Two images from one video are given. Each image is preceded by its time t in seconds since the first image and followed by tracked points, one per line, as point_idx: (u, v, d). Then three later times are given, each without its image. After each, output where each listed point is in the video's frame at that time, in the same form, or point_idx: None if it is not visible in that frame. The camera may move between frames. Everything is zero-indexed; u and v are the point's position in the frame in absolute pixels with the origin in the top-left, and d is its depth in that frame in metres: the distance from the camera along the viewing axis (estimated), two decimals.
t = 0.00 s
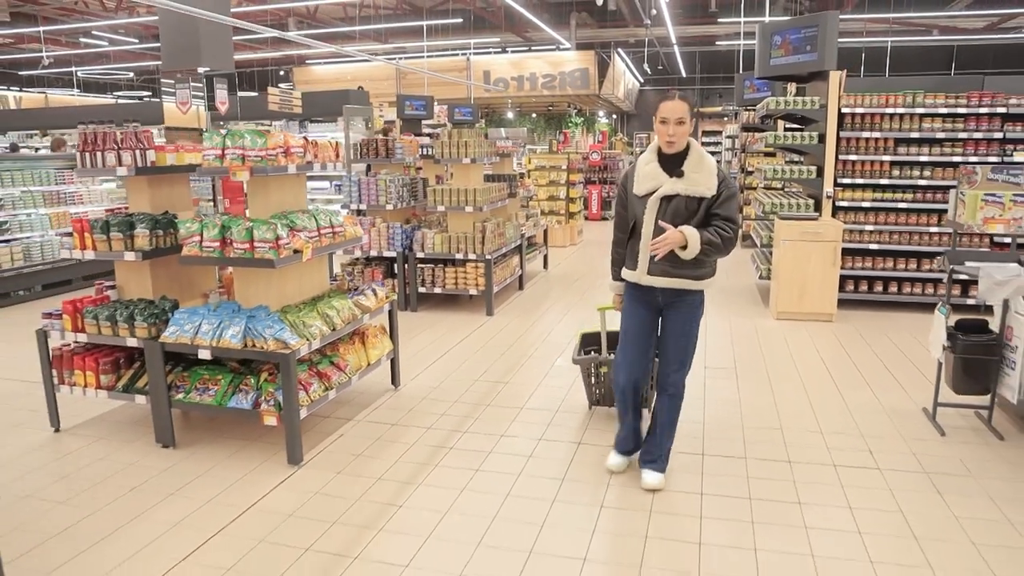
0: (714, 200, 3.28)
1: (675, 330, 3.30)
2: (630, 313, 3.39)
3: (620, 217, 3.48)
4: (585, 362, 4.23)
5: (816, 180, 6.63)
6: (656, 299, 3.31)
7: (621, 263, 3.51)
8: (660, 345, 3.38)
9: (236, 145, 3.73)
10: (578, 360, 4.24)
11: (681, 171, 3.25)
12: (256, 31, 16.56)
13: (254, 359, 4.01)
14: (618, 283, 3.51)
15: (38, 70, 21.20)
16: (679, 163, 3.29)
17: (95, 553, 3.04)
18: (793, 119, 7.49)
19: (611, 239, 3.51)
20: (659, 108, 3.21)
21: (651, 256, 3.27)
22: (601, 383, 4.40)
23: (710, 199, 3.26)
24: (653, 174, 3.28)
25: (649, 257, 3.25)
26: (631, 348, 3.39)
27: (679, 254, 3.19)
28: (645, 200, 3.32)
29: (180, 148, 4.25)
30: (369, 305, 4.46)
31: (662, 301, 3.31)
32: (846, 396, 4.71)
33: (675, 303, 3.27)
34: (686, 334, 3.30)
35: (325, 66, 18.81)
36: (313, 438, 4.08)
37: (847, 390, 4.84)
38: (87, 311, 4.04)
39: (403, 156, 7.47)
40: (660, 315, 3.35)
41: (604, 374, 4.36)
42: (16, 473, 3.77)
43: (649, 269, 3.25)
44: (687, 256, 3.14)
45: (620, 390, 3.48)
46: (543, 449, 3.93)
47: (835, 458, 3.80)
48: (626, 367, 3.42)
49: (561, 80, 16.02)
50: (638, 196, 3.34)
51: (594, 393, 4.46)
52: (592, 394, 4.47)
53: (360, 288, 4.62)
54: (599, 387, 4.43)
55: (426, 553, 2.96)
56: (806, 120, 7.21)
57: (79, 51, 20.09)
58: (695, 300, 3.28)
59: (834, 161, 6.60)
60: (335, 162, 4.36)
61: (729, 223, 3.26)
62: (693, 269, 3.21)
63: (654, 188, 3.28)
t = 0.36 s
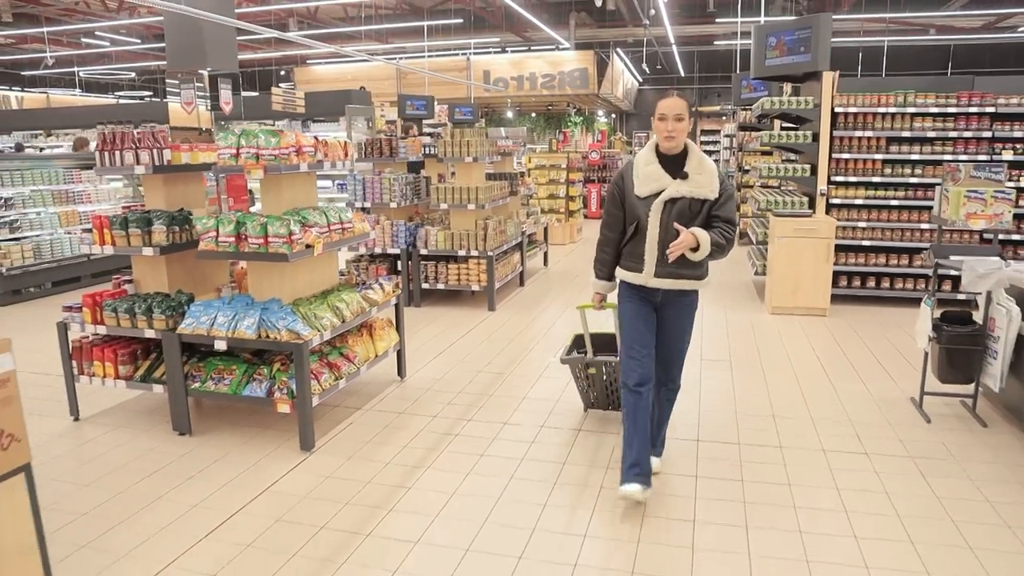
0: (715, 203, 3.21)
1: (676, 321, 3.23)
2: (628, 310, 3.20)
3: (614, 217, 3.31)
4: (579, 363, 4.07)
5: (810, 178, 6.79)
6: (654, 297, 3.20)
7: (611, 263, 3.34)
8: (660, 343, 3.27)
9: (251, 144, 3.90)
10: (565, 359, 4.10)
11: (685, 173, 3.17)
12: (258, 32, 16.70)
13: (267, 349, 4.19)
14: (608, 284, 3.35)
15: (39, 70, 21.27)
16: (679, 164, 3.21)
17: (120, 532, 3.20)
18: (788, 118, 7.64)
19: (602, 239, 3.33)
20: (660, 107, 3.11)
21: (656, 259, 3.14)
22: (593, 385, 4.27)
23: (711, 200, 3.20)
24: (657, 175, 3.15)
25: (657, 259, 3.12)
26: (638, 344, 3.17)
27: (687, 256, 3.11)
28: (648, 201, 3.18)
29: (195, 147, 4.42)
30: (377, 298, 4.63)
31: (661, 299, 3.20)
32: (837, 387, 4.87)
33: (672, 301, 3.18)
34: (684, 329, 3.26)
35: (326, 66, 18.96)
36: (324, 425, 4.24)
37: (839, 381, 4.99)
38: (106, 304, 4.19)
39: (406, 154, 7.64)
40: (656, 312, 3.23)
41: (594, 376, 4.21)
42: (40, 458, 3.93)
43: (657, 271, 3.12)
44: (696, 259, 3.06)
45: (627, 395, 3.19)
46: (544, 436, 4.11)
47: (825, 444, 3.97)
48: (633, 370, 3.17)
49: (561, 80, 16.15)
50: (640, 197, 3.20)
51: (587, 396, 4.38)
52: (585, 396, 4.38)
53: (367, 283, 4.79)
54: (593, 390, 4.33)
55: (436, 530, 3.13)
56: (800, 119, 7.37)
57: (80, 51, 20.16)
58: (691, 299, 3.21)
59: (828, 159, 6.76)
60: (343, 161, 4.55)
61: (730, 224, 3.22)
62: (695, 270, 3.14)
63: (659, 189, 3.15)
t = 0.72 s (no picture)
0: (716, 203, 3.24)
1: (678, 335, 3.26)
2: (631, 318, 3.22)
3: (613, 226, 3.30)
4: (576, 369, 4.12)
5: (808, 177, 6.95)
6: (658, 306, 3.20)
7: (612, 271, 3.34)
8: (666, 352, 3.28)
9: (268, 144, 4.06)
10: (564, 368, 4.14)
11: (684, 175, 3.19)
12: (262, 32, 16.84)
13: (282, 342, 4.34)
14: (610, 294, 3.35)
15: (41, 70, 21.35)
16: (677, 166, 3.24)
17: (147, 513, 3.34)
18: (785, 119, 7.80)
19: (602, 248, 3.32)
20: (650, 108, 3.14)
21: (663, 263, 3.17)
22: (590, 392, 4.29)
23: (713, 201, 3.22)
24: (657, 179, 3.17)
25: (664, 264, 3.14)
26: (643, 356, 3.20)
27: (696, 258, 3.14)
28: (649, 206, 3.19)
29: (212, 146, 4.57)
30: (387, 294, 4.80)
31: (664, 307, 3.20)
32: (831, 379, 5.04)
33: (674, 309, 3.19)
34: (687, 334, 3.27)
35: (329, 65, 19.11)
36: (337, 417, 4.39)
37: (834, 375, 5.14)
38: (128, 298, 4.34)
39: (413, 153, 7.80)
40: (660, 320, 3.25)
41: (593, 384, 4.24)
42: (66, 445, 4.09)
43: (666, 276, 3.14)
44: (707, 261, 3.11)
45: (634, 406, 3.21)
46: (548, 425, 4.29)
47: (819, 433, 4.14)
48: (641, 381, 3.20)
49: (561, 80, 16.29)
50: (640, 202, 3.20)
51: (584, 402, 4.36)
52: (581, 402, 4.36)
53: (377, 278, 4.96)
54: (589, 396, 4.33)
55: (448, 512, 3.30)
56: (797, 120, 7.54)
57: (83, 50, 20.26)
58: (692, 305, 3.25)
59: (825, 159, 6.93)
60: (354, 159, 4.72)
61: (733, 223, 3.24)
62: (701, 272, 3.18)
63: (659, 192, 3.17)
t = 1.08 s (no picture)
0: (717, 203, 3.30)
1: (679, 338, 3.31)
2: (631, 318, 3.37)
3: (613, 223, 3.37)
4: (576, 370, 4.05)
5: (807, 177, 7.11)
6: (662, 305, 3.29)
7: (612, 269, 3.42)
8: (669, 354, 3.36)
9: (287, 144, 4.23)
10: (565, 369, 4.08)
11: (686, 175, 3.25)
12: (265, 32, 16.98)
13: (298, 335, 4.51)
14: (609, 291, 3.42)
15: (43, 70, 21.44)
16: (678, 165, 3.31)
17: (176, 497, 3.50)
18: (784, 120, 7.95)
19: (603, 246, 3.40)
20: (661, 105, 3.21)
21: (663, 264, 3.24)
22: (590, 396, 4.22)
23: (713, 201, 3.28)
24: (658, 179, 3.23)
25: (664, 264, 3.23)
26: (644, 357, 3.37)
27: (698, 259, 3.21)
28: (650, 206, 3.26)
29: (229, 146, 4.71)
30: (399, 289, 4.96)
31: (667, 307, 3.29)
32: (830, 373, 5.20)
33: (679, 309, 3.29)
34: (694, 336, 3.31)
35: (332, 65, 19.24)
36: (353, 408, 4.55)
37: (831, 368, 5.30)
38: (149, 292, 4.50)
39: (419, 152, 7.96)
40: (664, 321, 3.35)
41: (593, 387, 4.17)
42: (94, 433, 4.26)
43: (666, 276, 3.22)
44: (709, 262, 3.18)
45: (636, 404, 3.43)
46: (556, 415, 4.47)
47: (817, 422, 4.32)
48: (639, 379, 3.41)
49: (562, 80, 16.41)
50: (641, 201, 3.27)
51: (584, 405, 4.30)
52: (582, 405, 4.30)
53: (389, 274, 5.13)
54: (589, 400, 4.27)
55: (462, 495, 3.47)
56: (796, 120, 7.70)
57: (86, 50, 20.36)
58: (697, 302, 3.32)
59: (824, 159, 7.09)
60: (368, 158, 4.89)
61: (734, 223, 3.30)
62: (700, 272, 3.26)
63: (660, 192, 3.23)
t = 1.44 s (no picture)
0: (713, 204, 3.20)
1: (672, 340, 3.17)
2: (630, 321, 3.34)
3: (612, 227, 3.31)
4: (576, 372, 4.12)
5: (804, 175, 7.27)
6: (660, 306, 3.21)
7: (613, 274, 3.35)
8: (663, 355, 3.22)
9: (301, 143, 4.38)
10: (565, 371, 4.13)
11: (679, 177, 3.16)
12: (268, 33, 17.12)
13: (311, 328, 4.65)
14: (612, 295, 3.34)
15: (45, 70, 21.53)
16: (673, 167, 3.21)
17: (199, 481, 3.65)
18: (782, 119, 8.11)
19: (602, 250, 3.34)
20: (654, 108, 3.07)
21: (656, 267, 3.16)
22: (591, 395, 4.29)
23: (710, 203, 3.19)
24: (651, 182, 3.16)
25: (657, 266, 3.14)
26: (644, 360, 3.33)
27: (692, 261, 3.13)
28: (644, 209, 3.18)
29: (243, 145, 4.86)
30: (409, 284, 5.11)
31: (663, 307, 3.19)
32: (827, 365, 5.36)
33: (677, 309, 3.18)
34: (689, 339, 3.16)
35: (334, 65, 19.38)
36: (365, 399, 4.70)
37: (828, 361, 5.45)
38: (167, 287, 4.64)
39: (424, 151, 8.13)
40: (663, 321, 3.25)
41: (594, 387, 4.24)
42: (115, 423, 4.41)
43: (658, 279, 3.13)
44: (702, 264, 3.11)
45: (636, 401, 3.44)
46: (561, 404, 4.64)
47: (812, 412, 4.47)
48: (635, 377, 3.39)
49: (562, 80, 16.54)
50: (634, 205, 3.20)
51: (585, 404, 4.36)
52: (582, 403, 4.36)
53: (397, 270, 5.28)
54: (590, 399, 4.33)
55: (474, 479, 3.63)
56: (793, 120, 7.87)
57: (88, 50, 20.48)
58: (697, 304, 3.20)
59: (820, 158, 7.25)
60: (379, 157, 5.05)
61: (731, 224, 3.23)
62: (698, 275, 3.14)
63: (652, 195, 3.16)
